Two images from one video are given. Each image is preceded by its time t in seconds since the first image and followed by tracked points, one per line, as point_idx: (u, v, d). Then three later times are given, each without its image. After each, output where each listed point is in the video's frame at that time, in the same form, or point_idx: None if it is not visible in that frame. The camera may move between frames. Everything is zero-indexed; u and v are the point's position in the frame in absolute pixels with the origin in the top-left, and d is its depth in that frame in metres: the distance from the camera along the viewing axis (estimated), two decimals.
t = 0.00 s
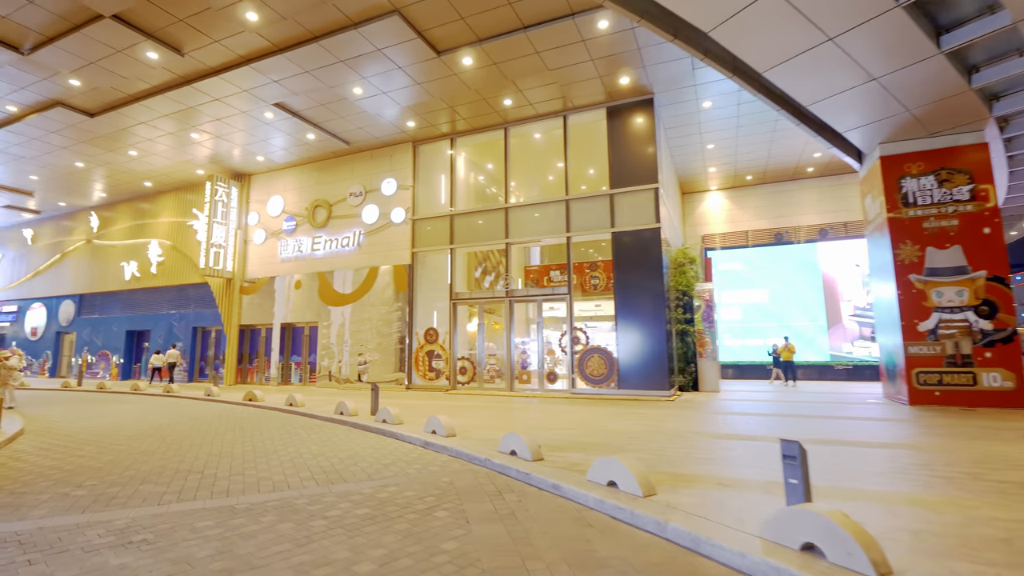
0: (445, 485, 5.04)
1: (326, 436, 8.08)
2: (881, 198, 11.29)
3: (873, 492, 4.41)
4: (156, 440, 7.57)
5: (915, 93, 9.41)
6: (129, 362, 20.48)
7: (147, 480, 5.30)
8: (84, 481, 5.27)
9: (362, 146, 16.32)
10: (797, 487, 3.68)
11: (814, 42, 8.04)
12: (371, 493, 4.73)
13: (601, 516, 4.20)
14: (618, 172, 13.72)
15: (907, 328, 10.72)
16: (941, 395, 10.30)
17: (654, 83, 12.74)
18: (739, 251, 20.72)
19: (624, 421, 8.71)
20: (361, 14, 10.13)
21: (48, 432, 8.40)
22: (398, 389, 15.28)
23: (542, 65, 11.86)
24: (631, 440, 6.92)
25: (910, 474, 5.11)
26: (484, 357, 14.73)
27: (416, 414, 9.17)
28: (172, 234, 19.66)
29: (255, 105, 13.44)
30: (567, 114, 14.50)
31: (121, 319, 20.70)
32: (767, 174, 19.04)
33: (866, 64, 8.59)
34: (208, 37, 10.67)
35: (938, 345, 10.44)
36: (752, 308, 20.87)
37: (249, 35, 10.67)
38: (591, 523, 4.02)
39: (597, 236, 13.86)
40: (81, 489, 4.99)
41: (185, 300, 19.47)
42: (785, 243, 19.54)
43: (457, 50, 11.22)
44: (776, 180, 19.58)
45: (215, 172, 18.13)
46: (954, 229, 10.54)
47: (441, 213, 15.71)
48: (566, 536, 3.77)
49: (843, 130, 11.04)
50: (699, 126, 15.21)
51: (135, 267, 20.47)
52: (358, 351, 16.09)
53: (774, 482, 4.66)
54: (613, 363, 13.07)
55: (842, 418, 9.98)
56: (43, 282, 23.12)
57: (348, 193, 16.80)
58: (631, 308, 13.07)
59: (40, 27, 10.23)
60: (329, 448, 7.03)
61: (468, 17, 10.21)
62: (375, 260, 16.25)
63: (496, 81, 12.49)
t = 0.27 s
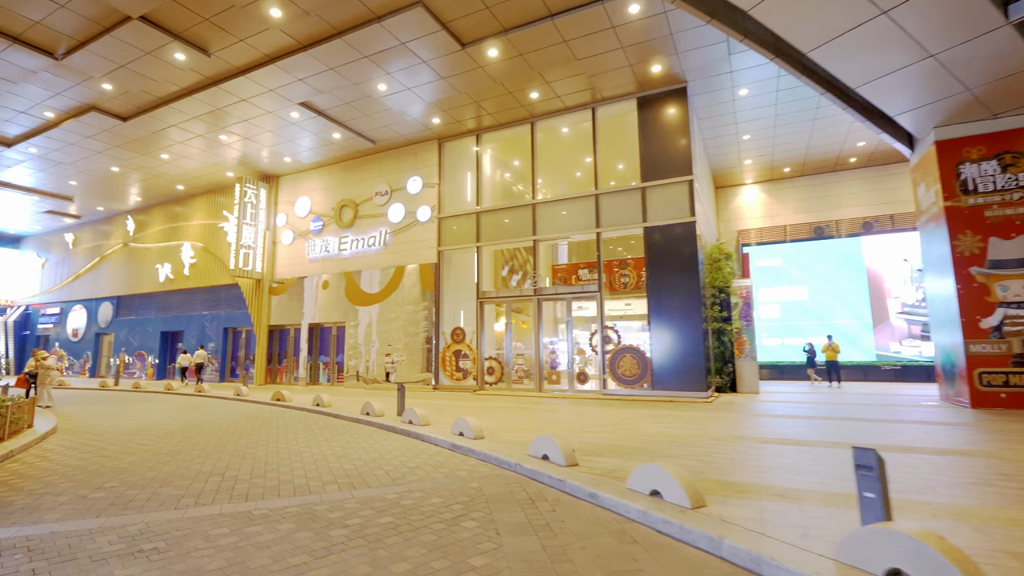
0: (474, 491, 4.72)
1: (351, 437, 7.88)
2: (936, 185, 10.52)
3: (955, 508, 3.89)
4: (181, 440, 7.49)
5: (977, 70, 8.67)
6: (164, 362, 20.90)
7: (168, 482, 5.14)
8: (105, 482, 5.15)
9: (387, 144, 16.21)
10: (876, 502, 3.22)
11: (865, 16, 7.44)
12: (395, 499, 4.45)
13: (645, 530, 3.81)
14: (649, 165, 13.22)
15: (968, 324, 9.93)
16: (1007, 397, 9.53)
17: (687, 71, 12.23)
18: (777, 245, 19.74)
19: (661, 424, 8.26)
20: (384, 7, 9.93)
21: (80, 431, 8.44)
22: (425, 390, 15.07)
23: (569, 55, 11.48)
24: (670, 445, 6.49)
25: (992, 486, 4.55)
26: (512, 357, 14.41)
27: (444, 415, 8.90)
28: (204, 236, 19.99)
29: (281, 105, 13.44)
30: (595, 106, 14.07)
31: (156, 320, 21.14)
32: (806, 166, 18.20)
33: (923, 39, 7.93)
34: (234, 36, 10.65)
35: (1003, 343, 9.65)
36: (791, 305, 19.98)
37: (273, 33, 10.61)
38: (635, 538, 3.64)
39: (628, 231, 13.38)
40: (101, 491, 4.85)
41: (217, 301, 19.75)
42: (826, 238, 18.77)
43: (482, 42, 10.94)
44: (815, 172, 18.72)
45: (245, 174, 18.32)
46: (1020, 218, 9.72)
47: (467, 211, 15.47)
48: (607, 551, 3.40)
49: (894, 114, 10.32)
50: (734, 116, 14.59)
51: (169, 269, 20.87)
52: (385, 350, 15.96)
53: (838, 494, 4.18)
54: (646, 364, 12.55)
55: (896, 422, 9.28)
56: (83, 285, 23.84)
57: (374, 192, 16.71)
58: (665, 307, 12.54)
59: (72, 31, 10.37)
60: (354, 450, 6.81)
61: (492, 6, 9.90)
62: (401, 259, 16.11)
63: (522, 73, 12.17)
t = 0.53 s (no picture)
0: (497, 506, 4.36)
1: (370, 443, 7.62)
2: (989, 174, 9.79)
3: None
4: (198, 446, 7.34)
5: None
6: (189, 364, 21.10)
7: (177, 492, 4.91)
8: (114, 492, 4.96)
9: (407, 143, 16.01)
10: (961, 529, 2.70)
11: None
12: (413, 515, 4.12)
13: (688, 554, 3.39)
14: (676, 159, 12.72)
15: None
16: None
17: (715, 60, 11.71)
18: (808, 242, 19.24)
19: (695, 430, 7.79)
20: None
21: (100, 435, 8.39)
22: (447, 393, 14.79)
23: (592, 46, 11.08)
24: (708, 453, 6.04)
25: None
26: (534, 359, 14.03)
27: (465, 420, 8.58)
28: (227, 239, 20.13)
29: (300, 105, 13.32)
30: (619, 100, 13.62)
31: (182, 323, 21.37)
32: (840, 159, 17.41)
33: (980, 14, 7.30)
34: (251, 35, 10.53)
35: None
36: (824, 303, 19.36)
37: (290, 30, 10.46)
38: (678, 565, 3.22)
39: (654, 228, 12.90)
40: (108, 501, 4.65)
41: (240, 303, 19.85)
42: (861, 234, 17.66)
43: (502, 35, 10.61)
44: (850, 165, 17.90)
45: (266, 176, 18.35)
46: None
47: (487, 209, 15.16)
48: None
49: (943, 98, 9.64)
50: (765, 108, 13.98)
51: (193, 272, 21.07)
52: (406, 352, 15.75)
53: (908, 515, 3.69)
54: (674, 366, 12.05)
55: (950, 429, 8.61)
56: (112, 288, 24.29)
57: (394, 192, 16.53)
58: (694, 306, 12.02)
59: (93, 34, 10.40)
60: (372, 458, 6.53)
61: None
62: (421, 260, 15.88)
63: (543, 66, 11.80)
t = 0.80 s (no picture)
0: (511, 515, 4.02)
1: (379, 445, 7.33)
2: None
3: None
4: (202, 449, 7.12)
5: None
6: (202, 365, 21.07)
7: (173, 499, 4.65)
8: (108, 498, 4.72)
9: (416, 140, 15.75)
10: None
11: None
12: (420, 525, 3.80)
13: (723, 571, 3.03)
14: (694, 150, 12.29)
15: None
16: None
17: (734, 47, 11.27)
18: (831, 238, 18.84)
19: (719, 431, 7.39)
20: None
21: (106, 437, 8.23)
22: (459, 393, 14.49)
23: (606, 34, 10.71)
24: (736, 456, 5.64)
25: None
26: (548, 358, 13.68)
27: (478, 421, 8.27)
28: (238, 240, 20.07)
29: (308, 101, 13.12)
30: (633, 91, 13.23)
31: (194, 324, 21.36)
32: (863, 150, 16.81)
33: None
34: (257, 29, 10.33)
35: None
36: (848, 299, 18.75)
37: (295, 23, 10.23)
38: None
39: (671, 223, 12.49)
40: (100, 508, 4.40)
41: (251, 304, 19.76)
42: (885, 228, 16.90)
43: (512, 23, 10.27)
44: (874, 157, 17.28)
45: (276, 176, 18.24)
46: None
47: (498, 206, 14.85)
48: None
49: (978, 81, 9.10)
50: (785, 97, 13.48)
51: (204, 273, 21.05)
52: (418, 351, 15.48)
53: (970, 526, 3.28)
54: (694, 364, 11.64)
55: (993, 429, 8.07)
56: (125, 290, 24.41)
57: (404, 190, 16.28)
58: (714, 303, 11.57)
59: (98, 31, 10.28)
60: (381, 461, 6.24)
61: None
62: (432, 258, 15.61)
63: (555, 56, 11.46)
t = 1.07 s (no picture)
0: (531, 533, 3.69)
1: (391, 450, 7.06)
2: None
3: None
4: (211, 454, 6.91)
5: None
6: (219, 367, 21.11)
7: (173, 510, 4.41)
8: (108, 508, 4.50)
9: (429, 137, 15.51)
10: None
11: None
12: (432, 544, 3.49)
13: None
14: (716, 142, 11.83)
15: None
16: None
17: (758, 33, 10.79)
18: (859, 232, 18.09)
19: (749, 437, 6.97)
20: None
21: (117, 441, 8.09)
22: (475, 395, 14.20)
23: (624, 22, 10.32)
24: (772, 465, 5.24)
25: None
26: (566, 359, 13.31)
27: (494, 425, 7.95)
28: (253, 241, 20.05)
29: (320, 99, 12.94)
30: (652, 82, 12.80)
31: (211, 325, 21.43)
32: (893, 141, 16.12)
33: None
34: (266, 25, 10.15)
35: None
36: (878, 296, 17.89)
37: (305, 18, 10.03)
38: None
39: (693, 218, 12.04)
40: (97, 521, 4.18)
41: (266, 305, 19.73)
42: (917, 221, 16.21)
43: (526, 13, 9.94)
44: (904, 148, 16.56)
45: (290, 176, 18.16)
46: None
47: (513, 203, 14.53)
48: None
49: None
50: (812, 86, 12.92)
51: (221, 275, 21.09)
52: (432, 352, 15.23)
53: None
54: (718, 365, 11.18)
55: None
56: (145, 292, 24.62)
57: (418, 188, 16.05)
58: (740, 301, 11.09)
59: (108, 30, 10.21)
60: (393, 469, 5.94)
61: None
62: (446, 257, 15.34)
63: (571, 47, 11.10)
